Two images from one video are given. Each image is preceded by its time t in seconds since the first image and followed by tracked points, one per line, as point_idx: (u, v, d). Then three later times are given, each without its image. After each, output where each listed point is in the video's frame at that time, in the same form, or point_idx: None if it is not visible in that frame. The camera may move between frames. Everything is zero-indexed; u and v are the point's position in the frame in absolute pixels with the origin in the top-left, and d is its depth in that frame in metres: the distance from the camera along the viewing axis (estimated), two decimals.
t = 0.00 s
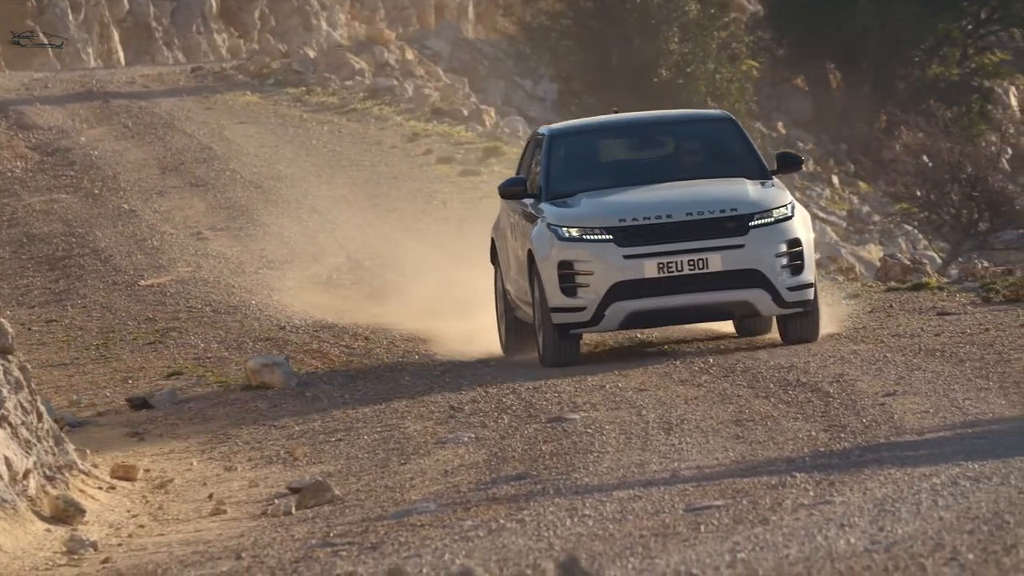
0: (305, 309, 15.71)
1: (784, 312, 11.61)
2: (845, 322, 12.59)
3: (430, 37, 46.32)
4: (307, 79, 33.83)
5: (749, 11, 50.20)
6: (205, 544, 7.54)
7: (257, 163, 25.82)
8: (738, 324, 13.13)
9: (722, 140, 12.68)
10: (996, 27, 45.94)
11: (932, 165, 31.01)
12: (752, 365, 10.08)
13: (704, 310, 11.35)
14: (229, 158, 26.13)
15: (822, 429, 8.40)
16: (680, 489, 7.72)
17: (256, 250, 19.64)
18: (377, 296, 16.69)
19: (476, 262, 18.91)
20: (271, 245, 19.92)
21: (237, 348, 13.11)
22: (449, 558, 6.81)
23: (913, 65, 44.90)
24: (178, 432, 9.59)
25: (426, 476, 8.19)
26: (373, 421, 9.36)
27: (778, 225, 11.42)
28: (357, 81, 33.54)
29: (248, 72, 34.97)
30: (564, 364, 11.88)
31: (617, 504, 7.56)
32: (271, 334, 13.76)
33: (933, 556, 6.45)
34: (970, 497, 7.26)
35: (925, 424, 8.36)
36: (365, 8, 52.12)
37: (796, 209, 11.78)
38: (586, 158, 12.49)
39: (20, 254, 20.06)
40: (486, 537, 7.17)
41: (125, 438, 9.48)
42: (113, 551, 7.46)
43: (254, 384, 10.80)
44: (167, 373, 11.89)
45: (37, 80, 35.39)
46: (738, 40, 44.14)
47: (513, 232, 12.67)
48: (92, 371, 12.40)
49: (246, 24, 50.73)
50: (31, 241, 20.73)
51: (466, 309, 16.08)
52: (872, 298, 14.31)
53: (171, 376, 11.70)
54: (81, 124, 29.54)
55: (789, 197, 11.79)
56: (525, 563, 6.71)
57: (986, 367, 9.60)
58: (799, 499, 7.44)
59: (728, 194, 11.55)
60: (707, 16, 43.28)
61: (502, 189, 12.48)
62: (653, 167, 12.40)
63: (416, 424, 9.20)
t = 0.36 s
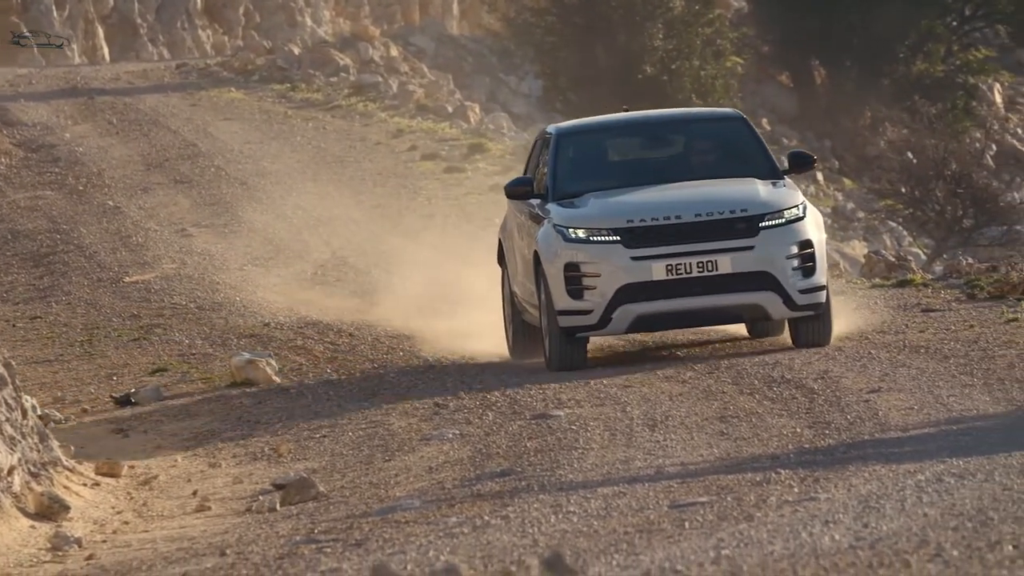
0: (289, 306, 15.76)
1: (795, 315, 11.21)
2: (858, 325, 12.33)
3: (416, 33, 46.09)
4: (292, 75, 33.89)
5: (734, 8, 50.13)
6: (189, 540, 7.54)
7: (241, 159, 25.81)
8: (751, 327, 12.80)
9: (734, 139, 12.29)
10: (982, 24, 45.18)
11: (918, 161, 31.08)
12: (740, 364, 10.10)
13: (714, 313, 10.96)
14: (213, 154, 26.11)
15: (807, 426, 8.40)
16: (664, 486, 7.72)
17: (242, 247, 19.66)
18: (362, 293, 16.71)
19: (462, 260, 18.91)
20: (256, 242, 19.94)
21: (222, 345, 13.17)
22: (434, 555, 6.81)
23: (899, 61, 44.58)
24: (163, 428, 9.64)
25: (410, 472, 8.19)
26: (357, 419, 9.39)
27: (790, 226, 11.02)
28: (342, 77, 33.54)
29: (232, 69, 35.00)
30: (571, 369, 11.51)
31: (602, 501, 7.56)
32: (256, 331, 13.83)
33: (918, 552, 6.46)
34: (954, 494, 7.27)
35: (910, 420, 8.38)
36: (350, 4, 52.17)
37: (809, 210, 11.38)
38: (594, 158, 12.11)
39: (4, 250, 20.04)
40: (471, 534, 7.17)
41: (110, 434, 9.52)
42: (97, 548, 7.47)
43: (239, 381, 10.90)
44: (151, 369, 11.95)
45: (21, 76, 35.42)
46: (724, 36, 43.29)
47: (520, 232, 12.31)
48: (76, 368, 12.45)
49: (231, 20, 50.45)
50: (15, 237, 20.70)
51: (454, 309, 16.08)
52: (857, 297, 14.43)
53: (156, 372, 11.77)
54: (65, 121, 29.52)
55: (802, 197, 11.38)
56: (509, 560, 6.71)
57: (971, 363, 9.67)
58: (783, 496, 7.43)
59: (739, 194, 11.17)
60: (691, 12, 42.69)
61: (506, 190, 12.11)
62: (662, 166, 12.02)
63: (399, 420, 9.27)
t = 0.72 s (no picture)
0: (271, 302, 15.85)
1: (805, 319, 10.98)
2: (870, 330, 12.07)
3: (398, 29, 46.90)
4: (276, 72, 33.89)
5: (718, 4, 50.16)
6: (173, 537, 7.53)
7: (224, 156, 25.83)
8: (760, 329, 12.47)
9: (745, 138, 12.05)
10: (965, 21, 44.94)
11: (901, 157, 31.10)
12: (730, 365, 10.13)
13: (722, 316, 10.74)
14: (195, 151, 26.11)
15: (790, 423, 8.43)
16: (649, 483, 7.73)
17: (225, 243, 19.71)
18: (345, 289, 16.72)
19: (448, 257, 18.88)
20: (240, 238, 19.97)
21: (205, 341, 13.29)
22: (418, 552, 6.82)
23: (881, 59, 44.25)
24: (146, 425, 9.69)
25: (395, 469, 8.21)
26: (338, 418, 9.45)
27: (799, 228, 10.81)
28: (326, 74, 33.53)
29: (215, 66, 35.06)
30: (576, 373, 11.30)
31: (586, 497, 7.56)
32: (239, 327, 13.94)
33: (904, 549, 6.46)
34: (938, 491, 7.28)
35: (893, 417, 8.40)
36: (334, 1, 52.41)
37: (819, 211, 11.16)
38: (601, 157, 11.92)
39: None
40: (455, 531, 7.17)
41: (93, 430, 9.58)
42: (81, 545, 7.48)
43: (223, 376, 11.06)
44: (135, 366, 12.08)
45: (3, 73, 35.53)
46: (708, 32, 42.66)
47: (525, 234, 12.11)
48: (61, 365, 12.52)
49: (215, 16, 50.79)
50: None
51: (439, 306, 16.06)
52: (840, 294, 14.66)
53: (140, 369, 11.89)
54: (49, 118, 29.54)
55: (813, 198, 11.16)
56: (493, 556, 6.71)
57: (954, 361, 9.76)
58: (768, 493, 7.44)
59: (747, 195, 10.96)
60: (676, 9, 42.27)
61: (511, 190, 11.95)
62: (670, 166, 11.80)
63: (380, 419, 9.31)
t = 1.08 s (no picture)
0: (258, 298, 15.97)
1: (813, 321, 10.68)
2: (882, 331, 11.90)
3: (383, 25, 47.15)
4: (260, 68, 33.90)
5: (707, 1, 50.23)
6: (158, 532, 7.54)
7: (208, 151, 25.86)
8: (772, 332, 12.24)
9: (754, 137, 11.87)
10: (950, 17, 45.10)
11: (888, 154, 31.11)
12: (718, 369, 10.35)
13: (728, 318, 10.45)
14: (180, 147, 26.14)
15: (774, 419, 8.48)
16: (633, 478, 7.74)
17: (210, 239, 19.76)
18: (329, 286, 16.74)
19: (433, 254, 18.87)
20: (224, 234, 20.02)
21: (189, 336, 13.46)
22: (402, 548, 6.81)
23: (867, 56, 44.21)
24: (131, 421, 9.82)
25: (379, 465, 8.25)
26: (322, 413, 9.67)
27: (808, 228, 10.49)
28: (310, 70, 33.53)
29: (199, 62, 35.10)
30: (580, 375, 11.12)
31: (570, 493, 7.57)
32: (223, 323, 14.08)
33: (888, 545, 6.46)
34: (922, 486, 7.28)
35: (877, 413, 8.44)
36: None
37: (829, 210, 10.85)
38: (608, 157, 11.73)
39: None
40: (439, 527, 7.16)
41: (76, 426, 9.70)
42: (66, 541, 7.48)
43: (208, 372, 11.31)
44: (121, 361, 12.25)
45: None
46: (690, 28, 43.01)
47: (531, 235, 11.86)
48: (44, 360, 12.62)
49: (199, 13, 50.99)
50: None
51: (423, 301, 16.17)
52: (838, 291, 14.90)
53: (124, 365, 12.07)
54: (33, 113, 29.58)
55: (822, 198, 10.85)
56: (477, 552, 6.69)
57: (938, 358, 9.98)
58: (752, 488, 7.44)
59: (756, 195, 10.66)
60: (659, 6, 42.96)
61: (516, 189, 11.76)
62: (679, 166, 11.61)
63: (360, 418, 9.39)
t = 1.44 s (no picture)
0: (245, 292, 16.04)
1: (821, 322, 10.44)
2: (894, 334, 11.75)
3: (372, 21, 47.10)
4: (246, 63, 33.91)
5: None
6: (144, 528, 7.54)
7: (194, 147, 25.84)
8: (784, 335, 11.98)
9: (764, 135, 11.58)
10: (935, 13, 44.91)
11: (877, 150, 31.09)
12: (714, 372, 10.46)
13: (736, 319, 10.20)
14: (167, 142, 26.13)
15: (761, 414, 8.55)
16: (619, 474, 7.74)
17: (196, 235, 19.77)
18: (316, 281, 16.76)
19: (419, 250, 18.83)
20: (210, 230, 20.04)
21: (176, 332, 13.55)
22: (389, 544, 6.79)
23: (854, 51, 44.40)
24: (117, 417, 9.94)
25: (365, 461, 8.28)
26: (309, 408, 9.83)
27: (816, 227, 10.26)
28: (297, 65, 33.52)
29: (185, 57, 35.08)
30: (583, 378, 10.86)
31: (556, 489, 7.57)
32: (208, 318, 14.17)
33: (874, 540, 6.44)
34: (909, 482, 7.29)
35: (864, 409, 8.51)
36: None
37: (838, 209, 10.61)
38: (614, 155, 11.45)
39: None
40: (426, 522, 7.16)
41: (62, 423, 9.81)
42: (52, 536, 7.48)
43: (194, 368, 11.45)
44: (107, 357, 12.37)
45: None
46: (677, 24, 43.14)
47: (534, 235, 11.60)
48: (30, 356, 12.72)
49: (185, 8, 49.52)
50: None
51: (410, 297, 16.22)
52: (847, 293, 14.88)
53: (111, 360, 12.20)
54: (19, 109, 29.59)
55: (831, 196, 10.61)
56: (464, 547, 6.68)
57: (927, 355, 10.18)
58: (738, 484, 7.44)
59: (763, 193, 10.42)
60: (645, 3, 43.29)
61: (519, 188, 11.48)
62: (687, 163, 11.32)
63: (343, 416, 9.44)
